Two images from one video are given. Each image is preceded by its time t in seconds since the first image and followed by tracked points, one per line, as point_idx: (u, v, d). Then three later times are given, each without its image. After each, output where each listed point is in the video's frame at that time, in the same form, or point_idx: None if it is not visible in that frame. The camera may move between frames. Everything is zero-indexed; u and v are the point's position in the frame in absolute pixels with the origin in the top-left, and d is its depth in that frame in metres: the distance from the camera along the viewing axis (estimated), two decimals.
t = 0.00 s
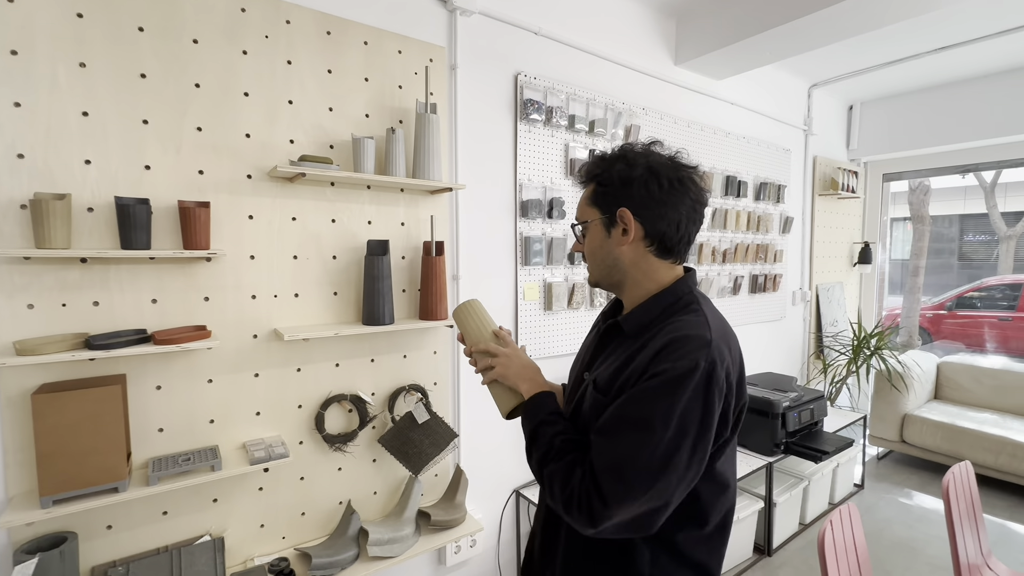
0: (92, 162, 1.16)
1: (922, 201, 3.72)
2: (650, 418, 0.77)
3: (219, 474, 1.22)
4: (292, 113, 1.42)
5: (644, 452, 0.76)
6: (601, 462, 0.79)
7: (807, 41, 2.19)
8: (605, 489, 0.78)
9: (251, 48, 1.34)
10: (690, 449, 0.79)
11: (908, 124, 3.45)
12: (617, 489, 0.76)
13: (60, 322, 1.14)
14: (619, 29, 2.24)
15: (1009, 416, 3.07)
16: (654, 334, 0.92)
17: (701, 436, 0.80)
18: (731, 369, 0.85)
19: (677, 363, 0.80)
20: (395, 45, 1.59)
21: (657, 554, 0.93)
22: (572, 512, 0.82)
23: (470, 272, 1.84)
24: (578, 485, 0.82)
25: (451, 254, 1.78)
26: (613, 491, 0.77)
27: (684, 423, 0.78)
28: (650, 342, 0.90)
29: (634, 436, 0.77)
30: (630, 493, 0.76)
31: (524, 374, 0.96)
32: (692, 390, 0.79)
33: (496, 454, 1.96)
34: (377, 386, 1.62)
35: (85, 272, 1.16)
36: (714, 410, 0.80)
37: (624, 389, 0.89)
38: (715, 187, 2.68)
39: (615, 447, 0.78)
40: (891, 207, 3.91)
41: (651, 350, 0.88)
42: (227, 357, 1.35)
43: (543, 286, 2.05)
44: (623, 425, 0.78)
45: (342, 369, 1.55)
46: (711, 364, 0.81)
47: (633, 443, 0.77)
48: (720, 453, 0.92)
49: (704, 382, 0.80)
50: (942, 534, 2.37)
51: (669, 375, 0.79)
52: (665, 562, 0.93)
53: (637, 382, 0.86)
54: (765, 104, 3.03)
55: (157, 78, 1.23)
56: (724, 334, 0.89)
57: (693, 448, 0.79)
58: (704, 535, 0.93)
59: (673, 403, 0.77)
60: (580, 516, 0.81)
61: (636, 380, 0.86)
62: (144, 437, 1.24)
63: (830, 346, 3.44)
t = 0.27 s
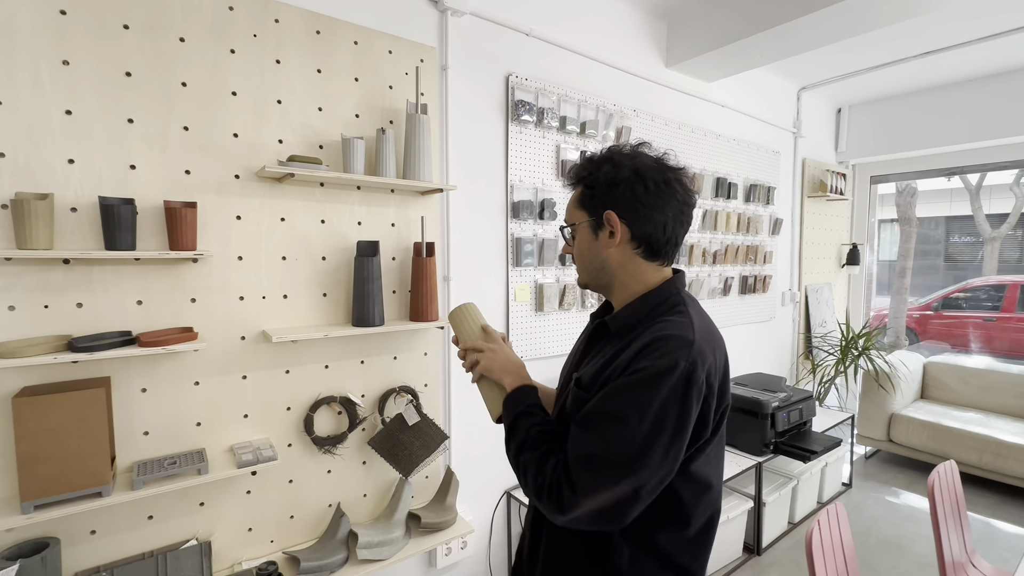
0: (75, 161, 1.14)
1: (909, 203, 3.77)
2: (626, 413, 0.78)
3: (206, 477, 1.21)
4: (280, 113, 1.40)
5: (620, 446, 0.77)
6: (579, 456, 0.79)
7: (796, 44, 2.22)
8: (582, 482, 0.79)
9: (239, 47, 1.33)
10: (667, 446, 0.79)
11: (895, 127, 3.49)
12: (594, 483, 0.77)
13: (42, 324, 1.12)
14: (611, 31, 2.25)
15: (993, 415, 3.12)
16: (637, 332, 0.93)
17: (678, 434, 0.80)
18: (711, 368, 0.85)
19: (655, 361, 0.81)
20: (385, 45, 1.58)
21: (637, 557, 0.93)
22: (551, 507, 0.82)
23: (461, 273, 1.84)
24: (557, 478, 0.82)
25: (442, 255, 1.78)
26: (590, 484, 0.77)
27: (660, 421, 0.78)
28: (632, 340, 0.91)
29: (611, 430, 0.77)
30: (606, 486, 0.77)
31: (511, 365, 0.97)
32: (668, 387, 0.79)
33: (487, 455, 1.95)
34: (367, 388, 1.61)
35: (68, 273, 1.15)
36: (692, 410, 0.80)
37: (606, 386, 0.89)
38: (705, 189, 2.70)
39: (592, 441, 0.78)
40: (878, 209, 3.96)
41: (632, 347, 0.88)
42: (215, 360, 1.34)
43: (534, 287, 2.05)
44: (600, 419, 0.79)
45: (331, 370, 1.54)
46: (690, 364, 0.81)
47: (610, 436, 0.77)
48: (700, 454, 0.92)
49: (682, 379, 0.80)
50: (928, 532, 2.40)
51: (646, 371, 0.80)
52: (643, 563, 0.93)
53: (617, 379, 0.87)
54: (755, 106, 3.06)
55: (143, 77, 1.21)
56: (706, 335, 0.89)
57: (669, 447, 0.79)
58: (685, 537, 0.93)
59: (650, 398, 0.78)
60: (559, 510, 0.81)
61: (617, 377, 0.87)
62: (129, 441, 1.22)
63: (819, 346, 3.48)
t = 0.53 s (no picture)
0: (62, 159, 1.13)
1: (896, 204, 3.83)
2: (641, 426, 0.77)
3: (195, 478, 1.20)
4: (270, 112, 1.40)
5: (641, 463, 0.75)
6: (604, 482, 0.77)
7: (785, 47, 2.24)
8: (612, 509, 0.76)
9: (229, 45, 1.32)
10: (681, 446, 0.80)
11: (883, 129, 3.54)
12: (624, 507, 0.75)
13: (28, 323, 1.11)
14: (602, 32, 2.26)
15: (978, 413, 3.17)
16: (627, 333, 0.93)
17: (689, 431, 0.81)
18: (706, 361, 0.87)
19: (656, 362, 0.81)
20: (376, 44, 1.58)
21: (652, 561, 0.93)
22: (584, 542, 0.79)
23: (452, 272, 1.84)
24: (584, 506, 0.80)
25: (433, 255, 1.78)
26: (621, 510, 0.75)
27: (669, 422, 0.78)
28: (624, 343, 0.90)
29: (630, 448, 0.76)
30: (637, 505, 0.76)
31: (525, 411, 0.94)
32: (673, 390, 0.79)
33: (478, 455, 1.96)
34: (358, 388, 1.60)
35: (54, 272, 1.13)
36: (696, 406, 0.81)
37: (604, 396, 0.88)
38: (696, 190, 2.72)
39: (612, 463, 0.76)
40: (866, 210, 4.01)
41: (625, 352, 0.87)
42: (204, 359, 1.33)
43: (526, 287, 2.06)
44: (616, 438, 0.77)
45: (322, 370, 1.53)
46: (688, 360, 0.82)
47: (630, 455, 0.76)
48: (706, 447, 0.94)
49: (682, 377, 0.81)
50: (913, 529, 2.43)
51: (650, 378, 0.79)
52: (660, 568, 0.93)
53: (616, 387, 0.86)
54: (745, 108, 3.09)
55: (131, 75, 1.20)
56: (694, 326, 0.91)
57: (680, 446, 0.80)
58: (697, 537, 0.94)
59: (661, 406, 0.78)
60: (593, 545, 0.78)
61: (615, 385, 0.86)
62: (116, 441, 1.21)
63: (808, 346, 3.52)
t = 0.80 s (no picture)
0: (65, 162, 1.15)
1: (892, 207, 3.86)
2: (675, 426, 0.78)
3: (196, 479, 1.21)
4: (271, 115, 1.41)
5: (682, 463, 0.77)
6: (654, 492, 0.77)
7: (781, 52, 2.27)
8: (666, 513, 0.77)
9: (230, 49, 1.34)
10: (710, 439, 0.82)
11: (878, 133, 3.58)
12: (679, 510, 0.76)
13: (30, 324, 1.12)
14: (600, 36, 2.29)
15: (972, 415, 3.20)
16: (632, 333, 0.94)
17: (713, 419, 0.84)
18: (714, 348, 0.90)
19: (676, 361, 0.82)
20: (376, 49, 1.59)
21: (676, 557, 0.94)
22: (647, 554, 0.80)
23: (451, 274, 1.85)
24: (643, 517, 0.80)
25: (433, 257, 1.79)
26: (677, 514, 0.76)
27: (698, 419, 0.80)
28: (631, 344, 0.91)
29: (671, 451, 0.77)
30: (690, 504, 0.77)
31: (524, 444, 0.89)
32: (695, 385, 0.81)
33: (477, 455, 1.97)
34: (358, 389, 1.62)
35: (57, 274, 1.14)
36: (716, 398, 0.84)
37: (619, 400, 0.89)
38: (693, 192, 2.74)
39: (658, 470, 0.77)
40: (861, 213, 4.04)
41: (635, 355, 0.88)
42: (205, 361, 1.34)
43: (524, 289, 2.07)
44: (655, 445, 0.78)
45: (322, 371, 1.54)
46: (702, 354, 0.84)
47: (673, 458, 0.77)
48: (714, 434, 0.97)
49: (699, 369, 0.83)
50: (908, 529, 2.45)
51: (674, 379, 0.80)
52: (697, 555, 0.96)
53: (631, 390, 0.87)
54: (741, 111, 3.12)
55: (134, 79, 1.21)
56: (694, 316, 0.95)
57: (709, 440, 0.82)
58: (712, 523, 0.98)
59: (689, 403, 0.79)
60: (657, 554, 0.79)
61: (631, 389, 0.86)
62: (118, 442, 1.22)
63: (804, 347, 3.54)
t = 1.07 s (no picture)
0: (57, 163, 1.14)
1: (881, 209, 3.91)
2: (708, 419, 0.81)
3: (189, 480, 1.21)
4: (265, 117, 1.41)
5: (717, 454, 0.80)
6: (703, 487, 0.78)
7: (771, 56, 2.30)
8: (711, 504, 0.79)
9: (224, 51, 1.34)
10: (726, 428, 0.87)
11: (867, 136, 3.62)
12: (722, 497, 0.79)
13: (21, 326, 1.11)
14: (593, 40, 2.31)
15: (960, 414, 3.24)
16: (644, 330, 0.96)
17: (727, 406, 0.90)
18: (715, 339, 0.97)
19: (700, 356, 0.85)
20: (370, 51, 1.60)
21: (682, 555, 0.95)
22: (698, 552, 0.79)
23: (444, 276, 1.86)
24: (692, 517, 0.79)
25: (426, 259, 1.80)
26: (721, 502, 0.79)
27: (722, 410, 0.84)
28: (648, 342, 0.93)
29: (710, 442, 0.80)
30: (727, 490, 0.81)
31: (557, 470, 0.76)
32: (719, 377, 0.86)
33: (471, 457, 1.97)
34: (351, 390, 1.62)
35: (48, 276, 1.14)
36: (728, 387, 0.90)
37: (642, 399, 0.89)
38: (685, 195, 2.76)
39: (703, 463, 0.79)
40: (851, 215, 4.09)
41: (657, 352, 0.90)
42: (197, 362, 1.34)
43: (517, 290, 2.08)
44: (696, 439, 0.80)
45: (315, 373, 1.54)
46: (717, 347, 0.89)
47: (712, 449, 0.80)
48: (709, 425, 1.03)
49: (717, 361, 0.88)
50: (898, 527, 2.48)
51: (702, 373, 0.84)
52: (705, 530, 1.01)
53: (656, 387, 0.88)
54: (733, 115, 3.15)
55: (126, 80, 1.21)
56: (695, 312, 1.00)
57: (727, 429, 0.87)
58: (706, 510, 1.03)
59: (716, 394, 0.84)
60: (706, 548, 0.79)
61: (656, 386, 0.88)
62: (110, 444, 1.22)
63: (795, 348, 3.58)
